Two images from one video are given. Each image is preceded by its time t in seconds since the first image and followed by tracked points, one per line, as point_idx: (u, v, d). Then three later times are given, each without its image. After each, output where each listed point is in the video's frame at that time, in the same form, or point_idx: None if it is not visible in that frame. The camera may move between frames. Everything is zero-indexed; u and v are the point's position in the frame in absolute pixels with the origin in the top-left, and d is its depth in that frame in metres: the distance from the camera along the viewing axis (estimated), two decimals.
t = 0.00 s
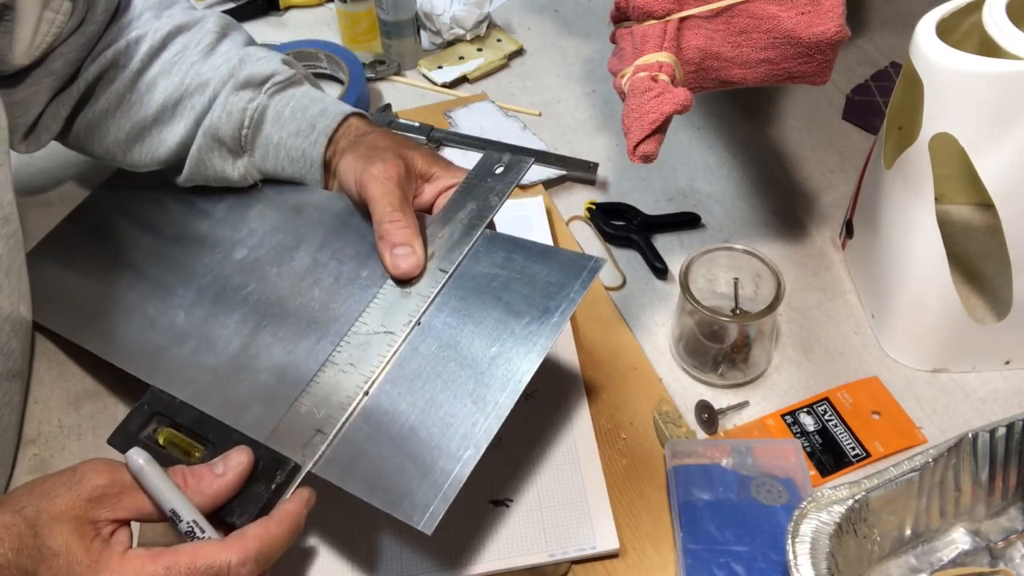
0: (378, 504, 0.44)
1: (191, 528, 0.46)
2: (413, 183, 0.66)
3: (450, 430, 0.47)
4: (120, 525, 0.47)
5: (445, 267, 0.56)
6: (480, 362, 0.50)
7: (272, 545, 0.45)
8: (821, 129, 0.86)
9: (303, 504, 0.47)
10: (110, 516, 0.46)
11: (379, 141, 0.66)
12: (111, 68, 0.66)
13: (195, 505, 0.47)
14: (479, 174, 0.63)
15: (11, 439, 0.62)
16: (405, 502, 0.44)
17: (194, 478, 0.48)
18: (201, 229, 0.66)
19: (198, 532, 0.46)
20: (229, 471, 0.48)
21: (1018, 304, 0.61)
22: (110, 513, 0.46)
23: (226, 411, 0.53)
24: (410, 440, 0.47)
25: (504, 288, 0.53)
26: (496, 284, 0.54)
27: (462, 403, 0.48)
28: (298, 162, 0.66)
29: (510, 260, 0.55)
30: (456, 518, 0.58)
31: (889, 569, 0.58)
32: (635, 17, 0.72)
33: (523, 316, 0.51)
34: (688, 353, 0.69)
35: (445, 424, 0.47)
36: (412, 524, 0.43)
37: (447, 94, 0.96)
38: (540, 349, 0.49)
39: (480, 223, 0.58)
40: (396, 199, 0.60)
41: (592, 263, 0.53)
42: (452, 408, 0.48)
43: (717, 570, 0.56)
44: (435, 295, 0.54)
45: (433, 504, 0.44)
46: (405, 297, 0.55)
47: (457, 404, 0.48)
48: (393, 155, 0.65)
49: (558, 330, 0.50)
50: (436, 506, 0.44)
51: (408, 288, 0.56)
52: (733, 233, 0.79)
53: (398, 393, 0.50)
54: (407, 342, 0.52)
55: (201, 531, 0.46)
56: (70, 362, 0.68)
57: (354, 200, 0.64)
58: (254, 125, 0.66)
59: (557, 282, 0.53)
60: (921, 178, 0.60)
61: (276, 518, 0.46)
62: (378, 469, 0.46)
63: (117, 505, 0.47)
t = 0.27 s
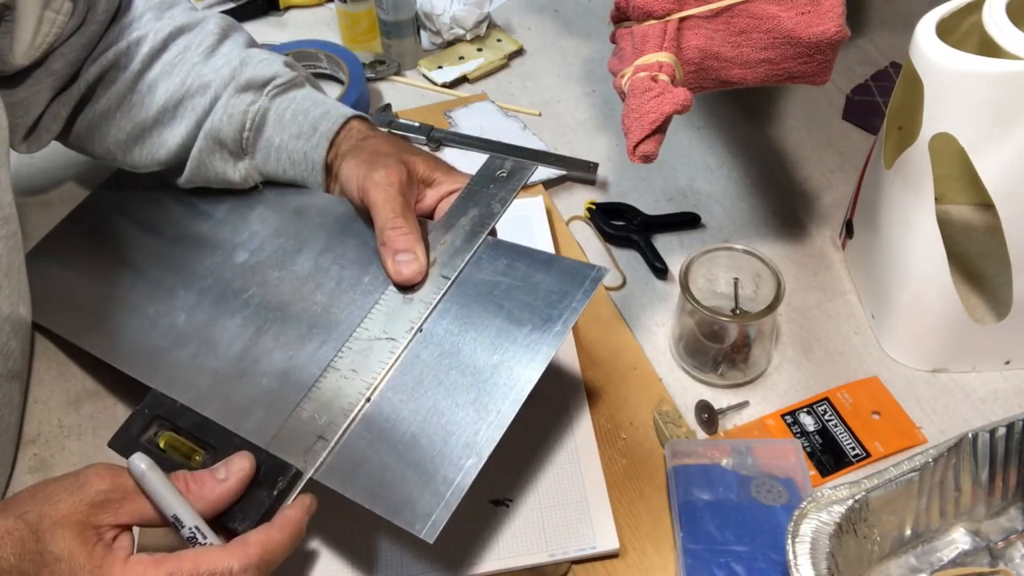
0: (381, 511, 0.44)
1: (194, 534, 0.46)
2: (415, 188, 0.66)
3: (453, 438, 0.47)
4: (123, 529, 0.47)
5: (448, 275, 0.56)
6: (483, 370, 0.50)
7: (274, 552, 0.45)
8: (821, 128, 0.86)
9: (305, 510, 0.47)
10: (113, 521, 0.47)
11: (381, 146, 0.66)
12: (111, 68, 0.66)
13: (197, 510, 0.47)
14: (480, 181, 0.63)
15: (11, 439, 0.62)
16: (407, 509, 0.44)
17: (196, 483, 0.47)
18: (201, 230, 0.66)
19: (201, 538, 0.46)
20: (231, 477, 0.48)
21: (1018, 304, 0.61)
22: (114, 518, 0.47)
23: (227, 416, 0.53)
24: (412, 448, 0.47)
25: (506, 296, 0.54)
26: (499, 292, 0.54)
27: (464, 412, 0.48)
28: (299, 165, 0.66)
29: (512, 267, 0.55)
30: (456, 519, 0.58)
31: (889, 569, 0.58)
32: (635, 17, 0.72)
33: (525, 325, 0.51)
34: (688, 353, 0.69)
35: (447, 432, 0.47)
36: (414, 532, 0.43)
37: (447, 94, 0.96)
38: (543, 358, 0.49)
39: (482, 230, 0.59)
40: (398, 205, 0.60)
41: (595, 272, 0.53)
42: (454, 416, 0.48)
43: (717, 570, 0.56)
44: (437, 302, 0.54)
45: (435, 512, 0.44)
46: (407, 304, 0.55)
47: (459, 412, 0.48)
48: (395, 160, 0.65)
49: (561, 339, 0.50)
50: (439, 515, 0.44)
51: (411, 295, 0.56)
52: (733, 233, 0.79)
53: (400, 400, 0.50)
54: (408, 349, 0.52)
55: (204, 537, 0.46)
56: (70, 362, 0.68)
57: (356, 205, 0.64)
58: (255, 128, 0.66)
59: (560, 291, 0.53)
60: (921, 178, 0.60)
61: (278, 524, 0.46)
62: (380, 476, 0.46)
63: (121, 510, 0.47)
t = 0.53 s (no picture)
0: (385, 519, 0.45)
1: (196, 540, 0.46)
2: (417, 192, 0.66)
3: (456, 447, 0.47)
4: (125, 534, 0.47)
5: (450, 281, 0.56)
6: (485, 379, 0.50)
7: (276, 558, 0.45)
8: (821, 129, 0.86)
9: (307, 516, 0.48)
10: (116, 526, 0.46)
11: (382, 150, 0.66)
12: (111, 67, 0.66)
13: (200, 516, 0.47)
14: (482, 185, 0.63)
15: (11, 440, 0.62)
16: (411, 518, 0.44)
17: (198, 489, 0.48)
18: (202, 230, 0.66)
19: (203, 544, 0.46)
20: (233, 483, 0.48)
21: (1018, 305, 0.61)
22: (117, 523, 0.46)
23: (228, 420, 0.53)
24: (415, 456, 0.47)
25: (508, 304, 0.54)
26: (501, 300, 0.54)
27: (466, 421, 0.48)
28: (300, 166, 0.66)
29: (514, 275, 0.55)
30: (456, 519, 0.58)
31: (889, 569, 0.58)
32: (635, 17, 0.72)
33: (527, 334, 0.51)
34: (688, 353, 0.69)
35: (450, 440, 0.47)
36: (418, 541, 0.43)
37: (447, 94, 0.96)
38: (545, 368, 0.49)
39: (484, 236, 0.58)
40: (399, 210, 0.60)
41: (597, 281, 0.53)
42: (457, 425, 0.48)
43: (717, 570, 0.56)
44: (439, 309, 0.54)
45: (439, 521, 0.44)
46: (409, 310, 0.55)
47: (462, 421, 0.48)
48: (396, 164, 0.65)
49: (563, 349, 0.50)
50: (442, 524, 0.44)
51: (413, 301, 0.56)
52: (733, 233, 0.79)
53: (402, 407, 0.50)
54: (410, 356, 0.52)
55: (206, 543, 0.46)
56: (71, 362, 0.68)
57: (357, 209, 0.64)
58: (255, 129, 0.66)
59: (562, 300, 0.53)
60: (921, 178, 0.60)
61: (281, 530, 0.46)
62: (383, 483, 0.46)
63: (123, 515, 0.47)
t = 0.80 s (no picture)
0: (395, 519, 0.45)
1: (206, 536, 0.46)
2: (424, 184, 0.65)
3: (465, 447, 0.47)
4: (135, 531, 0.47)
5: (458, 276, 0.56)
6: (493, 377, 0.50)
7: (286, 556, 0.45)
8: (821, 129, 0.86)
9: (317, 513, 0.47)
10: (126, 523, 0.46)
11: (392, 138, 0.66)
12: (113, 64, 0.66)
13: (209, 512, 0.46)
14: (490, 179, 0.62)
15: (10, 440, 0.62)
16: (421, 517, 0.45)
17: (206, 484, 0.46)
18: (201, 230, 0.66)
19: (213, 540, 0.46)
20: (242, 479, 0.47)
21: (1018, 305, 0.61)
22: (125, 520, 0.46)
23: (230, 419, 0.53)
24: (424, 455, 0.48)
25: (517, 302, 0.54)
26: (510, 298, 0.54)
27: (475, 421, 0.48)
28: (306, 150, 0.66)
29: (522, 272, 0.55)
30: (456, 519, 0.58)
31: (889, 569, 0.57)
32: (635, 17, 0.72)
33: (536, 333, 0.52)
34: (688, 353, 0.69)
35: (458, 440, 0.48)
36: (429, 541, 0.44)
37: (447, 94, 0.96)
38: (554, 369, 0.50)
39: (492, 231, 0.58)
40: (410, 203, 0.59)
41: (606, 282, 0.53)
42: (465, 425, 0.48)
43: (718, 570, 0.56)
44: (447, 304, 0.54)
45: (450, 521, 0.45)
46: (416, 305, 0.55)
47: (470, 420, 0.48)
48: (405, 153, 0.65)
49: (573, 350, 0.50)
50: (453, 524, 0.45)
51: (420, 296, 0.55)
52: (733, 233, 0.79)
53: (410, 405, 0.50)
54: (418, 352, 0.52)
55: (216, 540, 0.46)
56: (71, 362, 0.68)
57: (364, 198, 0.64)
58: (267, 107, 0.66)
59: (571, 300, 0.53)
60: (921, 178, 0.60)
61: (290, 528, 0.45)
62: (392, 481, 0.47)
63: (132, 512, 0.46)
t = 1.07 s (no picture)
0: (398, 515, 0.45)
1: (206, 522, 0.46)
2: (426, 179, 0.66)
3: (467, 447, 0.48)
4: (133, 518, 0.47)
5: (457, 271, 0.56)
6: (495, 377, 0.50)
7: (289, 540, 0.46)
8: (821, 129, 0.86)
9: (315, 499, 0.48)
10: (123, 509, 0.46)
11: (393, 130, 0.66)
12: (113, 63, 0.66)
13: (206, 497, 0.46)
14: (490, 178, 0.62)
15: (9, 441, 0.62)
16: (424, 515, 0.45)
17: (203, 469, 0.47)
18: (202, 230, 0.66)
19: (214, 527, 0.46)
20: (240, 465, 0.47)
21: (1018, 305, 0.61)
22: (123, 506, 0.46)
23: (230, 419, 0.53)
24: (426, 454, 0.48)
25: (518, 301, 0.54)
26: (511, 298, 0.54)
27: (478, 421, 0.49)
28: (303, 134, 0.67)
29: (524, 272, 0.55)
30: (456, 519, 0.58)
31: (889, 569, 0.57)
32: (635, 17, 0.72)
33: (538, 333, 0.52)
34: (688, 353, 0.69)
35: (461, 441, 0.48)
36: (432, 539, 0.44)
37: (447, 94, 0.96)
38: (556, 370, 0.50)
39: (493, 230, 0.58)
40: (410, 197, 0.60)
41: (607, 286, 0.54)
42: (467, 424, 0.48)
43: (717, 570, 0.56)
44: (447, 301, 0.54)
45: (453, 519, 0.45)
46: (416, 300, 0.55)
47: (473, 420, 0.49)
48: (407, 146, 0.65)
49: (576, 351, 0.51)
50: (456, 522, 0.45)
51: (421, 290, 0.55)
52: (733, 233, 0.79)
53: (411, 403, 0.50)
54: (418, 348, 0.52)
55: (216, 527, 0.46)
56: (71, 362, 0.68)
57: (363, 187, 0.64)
58: (268, 89, 0.67)
59: (573, 301, 0.53)
60: (921, 178, 0.60)
61: (291, 513, 0.46)
62: (393, 477, 0.47)
63: (129, 499, 0.47)
